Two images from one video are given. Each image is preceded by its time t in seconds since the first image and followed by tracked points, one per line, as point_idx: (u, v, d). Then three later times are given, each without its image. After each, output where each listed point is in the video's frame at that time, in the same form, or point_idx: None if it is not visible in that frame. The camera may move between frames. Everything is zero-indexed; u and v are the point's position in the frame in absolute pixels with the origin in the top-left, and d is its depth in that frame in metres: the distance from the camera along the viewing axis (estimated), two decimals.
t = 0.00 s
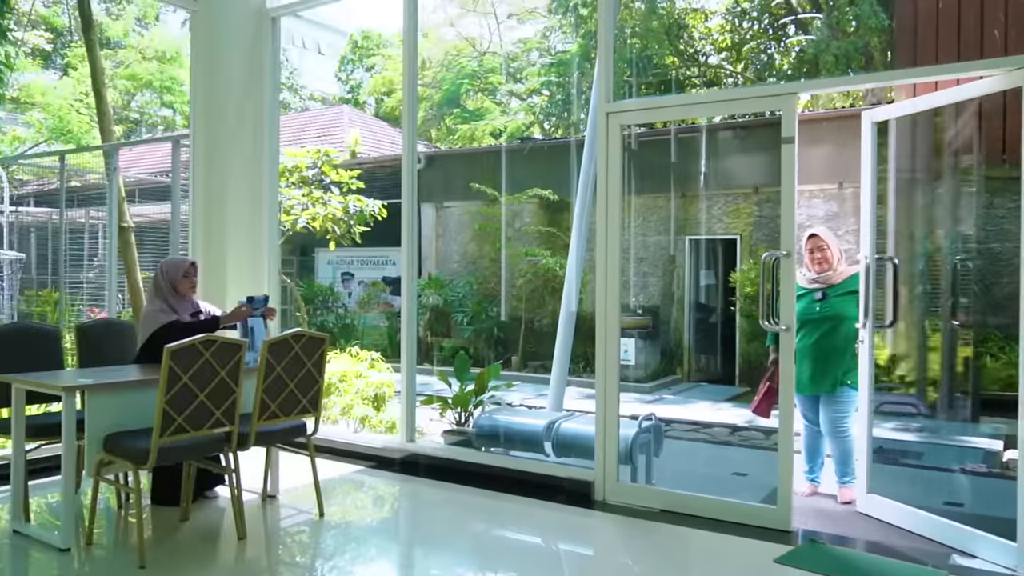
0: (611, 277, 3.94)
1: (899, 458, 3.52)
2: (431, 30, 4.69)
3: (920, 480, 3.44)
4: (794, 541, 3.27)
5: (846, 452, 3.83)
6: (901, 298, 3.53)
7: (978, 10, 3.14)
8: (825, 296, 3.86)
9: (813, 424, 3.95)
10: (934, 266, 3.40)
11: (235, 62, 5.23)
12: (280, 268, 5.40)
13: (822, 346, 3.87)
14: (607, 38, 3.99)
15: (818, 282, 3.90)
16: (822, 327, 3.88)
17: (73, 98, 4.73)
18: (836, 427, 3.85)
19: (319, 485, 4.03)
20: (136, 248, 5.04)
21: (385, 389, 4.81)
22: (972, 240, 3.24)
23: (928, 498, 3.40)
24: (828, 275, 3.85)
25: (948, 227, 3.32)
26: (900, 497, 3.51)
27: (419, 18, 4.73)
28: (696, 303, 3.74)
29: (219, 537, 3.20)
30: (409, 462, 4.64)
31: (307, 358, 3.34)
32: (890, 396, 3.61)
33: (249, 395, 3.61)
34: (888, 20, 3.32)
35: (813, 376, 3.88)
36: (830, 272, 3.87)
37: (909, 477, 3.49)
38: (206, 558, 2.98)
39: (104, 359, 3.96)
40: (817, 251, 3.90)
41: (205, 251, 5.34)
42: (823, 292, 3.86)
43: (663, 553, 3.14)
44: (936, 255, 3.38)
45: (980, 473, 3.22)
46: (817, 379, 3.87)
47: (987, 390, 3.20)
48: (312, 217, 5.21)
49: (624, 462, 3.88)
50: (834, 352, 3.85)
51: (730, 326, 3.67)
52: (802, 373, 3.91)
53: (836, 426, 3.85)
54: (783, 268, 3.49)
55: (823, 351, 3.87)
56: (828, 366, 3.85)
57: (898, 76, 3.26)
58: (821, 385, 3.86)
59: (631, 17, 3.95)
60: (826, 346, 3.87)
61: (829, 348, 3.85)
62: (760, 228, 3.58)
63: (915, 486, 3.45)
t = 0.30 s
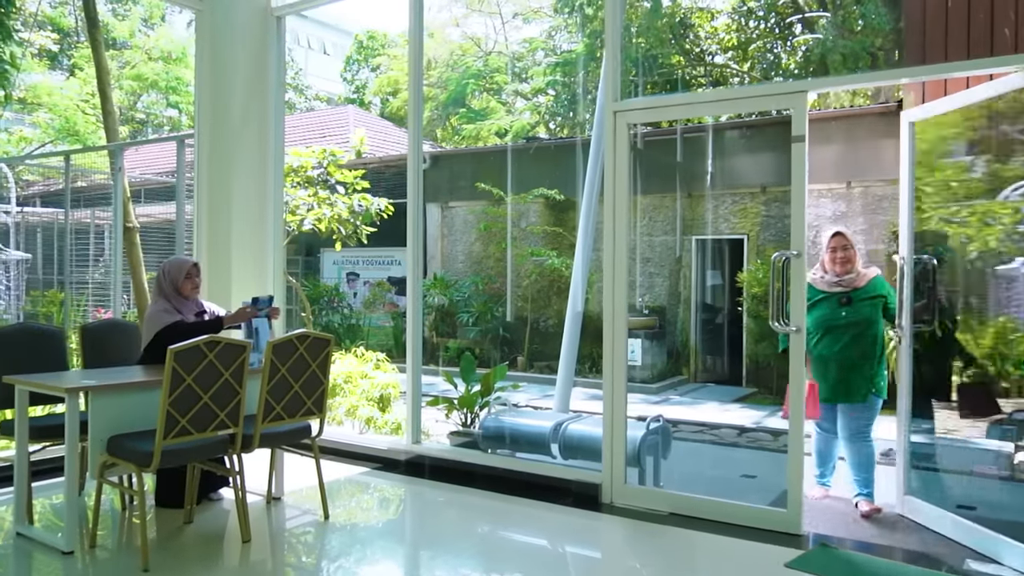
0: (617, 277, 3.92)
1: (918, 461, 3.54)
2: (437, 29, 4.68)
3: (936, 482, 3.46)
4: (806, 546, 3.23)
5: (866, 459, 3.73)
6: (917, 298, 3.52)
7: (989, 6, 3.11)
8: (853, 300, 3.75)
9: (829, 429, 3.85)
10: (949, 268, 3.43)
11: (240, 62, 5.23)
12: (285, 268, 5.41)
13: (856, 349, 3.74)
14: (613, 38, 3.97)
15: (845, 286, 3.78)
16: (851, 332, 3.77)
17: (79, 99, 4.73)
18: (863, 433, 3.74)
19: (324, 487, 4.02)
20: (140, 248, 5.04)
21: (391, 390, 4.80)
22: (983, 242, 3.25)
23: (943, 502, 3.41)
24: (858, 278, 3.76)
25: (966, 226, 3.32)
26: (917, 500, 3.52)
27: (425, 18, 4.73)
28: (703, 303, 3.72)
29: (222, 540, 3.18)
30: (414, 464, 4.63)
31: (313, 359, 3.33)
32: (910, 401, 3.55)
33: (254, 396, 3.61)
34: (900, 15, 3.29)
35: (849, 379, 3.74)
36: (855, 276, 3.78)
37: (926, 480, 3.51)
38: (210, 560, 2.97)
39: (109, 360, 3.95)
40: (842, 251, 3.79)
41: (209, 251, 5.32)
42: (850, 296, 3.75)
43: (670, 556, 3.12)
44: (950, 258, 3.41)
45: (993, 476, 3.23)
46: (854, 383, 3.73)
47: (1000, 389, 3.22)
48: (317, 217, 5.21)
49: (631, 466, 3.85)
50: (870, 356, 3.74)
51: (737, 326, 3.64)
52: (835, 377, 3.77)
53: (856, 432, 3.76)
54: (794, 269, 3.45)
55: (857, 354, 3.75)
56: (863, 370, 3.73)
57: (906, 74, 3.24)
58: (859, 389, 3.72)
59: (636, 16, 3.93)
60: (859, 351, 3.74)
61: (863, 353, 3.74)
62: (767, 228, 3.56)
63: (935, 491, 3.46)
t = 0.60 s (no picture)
0: (624, 278, 3.90)
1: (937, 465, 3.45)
2: (441, 29, 4.67)
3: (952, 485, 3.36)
4: (816, 550, 3.21)
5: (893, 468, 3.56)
6: (938, 299, 3.40)
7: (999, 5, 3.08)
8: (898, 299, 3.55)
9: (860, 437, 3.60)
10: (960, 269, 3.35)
11: (245, 62, 5.24)
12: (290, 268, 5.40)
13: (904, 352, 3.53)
14: (619, 37, 3.95)
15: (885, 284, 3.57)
16: (896, 333, 3.55)
17: (85, 99, 4.72)
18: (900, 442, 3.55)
19: (329, 489, 4.02)
20: (145, 248, 5.03)
21: (397, 391, 4.79)
22: (992, 239, 3.19)
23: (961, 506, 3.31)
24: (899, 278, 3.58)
25: (968, 225, 3.28)
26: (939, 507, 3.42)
27: (430, 18, 4.71)
28: (710, 304, 3.71)
29: (228, 542, 3.18)
30: (420, 466, 4.62)
31: (318, 360, 3.32)
32: (935, 401, 3.42)
33: (259, 398, 3.60)
34: (909, 13, 3.26)
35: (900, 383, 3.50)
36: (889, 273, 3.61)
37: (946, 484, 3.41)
38: (216, 563, 2.96)
39: (113, 362, 3.95)
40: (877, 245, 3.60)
41: (215, 251, 5.32)
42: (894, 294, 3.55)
43: (678, 560, 3.10)
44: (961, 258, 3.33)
45: (1004, 479, 3.11)
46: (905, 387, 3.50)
47: (1005, 389, 3.14)
48: (322, 217, 5.20)
49: (639, 469, 3.84)
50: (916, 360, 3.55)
51: (744, 326, 3.61)
52: (885, 380, 3.52)
53: (891, 439, 3.55)
54: (806, 269, 3.43)
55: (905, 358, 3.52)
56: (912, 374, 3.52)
57: (915, 73, 3.21)
58: (912, 391, 3.50)
59: (642, 15, 3.91)
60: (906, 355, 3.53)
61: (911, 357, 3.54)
62: (774, 227, 3.54)
63: (954, 494, 3.36)
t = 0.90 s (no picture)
0: (627, 279, 3.89)
1: (944, 467, 3.43)
2: (443, 29, 4.66)
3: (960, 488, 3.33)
4: (823, 554, 3.20)
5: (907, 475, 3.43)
6: (944, 299, 3.40)
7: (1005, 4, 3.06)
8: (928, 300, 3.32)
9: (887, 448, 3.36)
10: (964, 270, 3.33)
11: (247, 61, 5.23)
12: (291, 268, 5.39)
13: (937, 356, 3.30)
14: (621, 37, 3.94)
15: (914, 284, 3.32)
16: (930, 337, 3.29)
17: (86, 99, 4.72)
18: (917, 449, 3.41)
19: (332, 491, 4.01)
20: (147, 248, 5.03)
21: (398, 393, 4.78)
22: (997, 239, 3.17)
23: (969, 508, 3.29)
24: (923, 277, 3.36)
25: (976, 225, 3.25)
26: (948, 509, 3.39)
27: (431, 18, 4.70)
28: (712, 304, 3.69)
29: (230, 546, 3.17)
30: (422, 468, 4.61)
31: (320, 362, 3.31)
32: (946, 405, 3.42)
33: (260, 400, 3.59)
34: (913, 12, 3.25)
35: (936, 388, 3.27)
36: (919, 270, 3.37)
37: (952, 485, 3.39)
38: (217, 567, 2.95)
39: (113, 364, 3.94)
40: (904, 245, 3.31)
41: (216, 252, 5.31)
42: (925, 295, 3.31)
43: (682, 563, 3.08)
44: (967, 260, 3.31)
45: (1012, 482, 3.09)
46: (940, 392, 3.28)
47: (1011, 391, 3.11)
48: (324, 218, 5.19)
49: (644, 471, 3.82)
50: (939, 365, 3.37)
51: (747, 327, 3.60)
52: (923, 385, 3.26)
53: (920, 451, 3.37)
54: (812, 271, 3.40)
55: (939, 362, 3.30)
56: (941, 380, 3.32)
57: (919, 72, 3.20)
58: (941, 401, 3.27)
59: (644, 15, 3.90)
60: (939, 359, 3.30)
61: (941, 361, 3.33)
62: (777, 227, 3.52)
63: (960, 497, 3.34)
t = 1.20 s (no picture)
0: (625, 279, 3.88)
1: (933, 466, 3.42)
2: (440, 29, 4.64)
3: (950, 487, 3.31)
4: (822, 557, 3.19)
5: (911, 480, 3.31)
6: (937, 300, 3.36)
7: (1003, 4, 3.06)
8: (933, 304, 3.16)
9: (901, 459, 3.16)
10: (954, 269, 3.31)
11: (244, 61, 5.22)
12: (288, 268, 5.37)
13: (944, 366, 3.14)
14: (618, 36, 3.94)
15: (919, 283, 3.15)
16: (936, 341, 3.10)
17: (82, 98, 4.70)
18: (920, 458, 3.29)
19: (329, 493, 3.99)
20: (142, 248, 5.01)
21: (396, 394, 4.76)
22: (994, 239, 3.17)
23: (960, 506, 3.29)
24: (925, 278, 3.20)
25: (972, 225, 3.25)
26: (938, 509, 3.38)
27: (429, 18, 4.69)
28: (710, 304, 3.69)
29: (226, 549, 3.15)
30: (420, 469, 4.60)
31: (317, 364, 3.30)
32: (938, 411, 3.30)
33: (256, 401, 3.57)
34: (911, 11, 3.24)
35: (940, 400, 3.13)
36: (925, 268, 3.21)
37: (942, 484, 3.38)
38: (213, 570, 2.94)
39: (107, 366, 3.91)
40: (905, 243, 3.15)
41: (213, 252, 5.29)
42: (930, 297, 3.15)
43: (681, 565, 3.07)
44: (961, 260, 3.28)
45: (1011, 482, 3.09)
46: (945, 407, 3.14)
47: (1009, 392, 3.11)
48: (321, 218, 5.17)
49: (643, 472, 3.82)
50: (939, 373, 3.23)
51: (745, 327, 3.59)
52: (932, 400, 3.10)
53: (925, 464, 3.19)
54: (813, 271, 3.37)
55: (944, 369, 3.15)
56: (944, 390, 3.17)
57: (917, 72, 3.19)
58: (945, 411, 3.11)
59: (642, 14, 3.89)
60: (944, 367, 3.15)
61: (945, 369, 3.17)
62: (776, 227, 3.52)
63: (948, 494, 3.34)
